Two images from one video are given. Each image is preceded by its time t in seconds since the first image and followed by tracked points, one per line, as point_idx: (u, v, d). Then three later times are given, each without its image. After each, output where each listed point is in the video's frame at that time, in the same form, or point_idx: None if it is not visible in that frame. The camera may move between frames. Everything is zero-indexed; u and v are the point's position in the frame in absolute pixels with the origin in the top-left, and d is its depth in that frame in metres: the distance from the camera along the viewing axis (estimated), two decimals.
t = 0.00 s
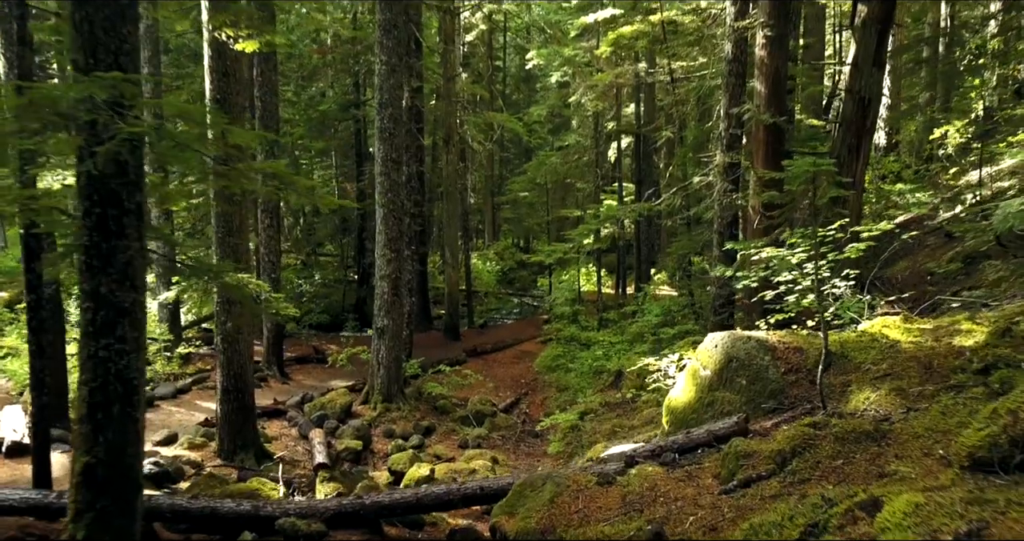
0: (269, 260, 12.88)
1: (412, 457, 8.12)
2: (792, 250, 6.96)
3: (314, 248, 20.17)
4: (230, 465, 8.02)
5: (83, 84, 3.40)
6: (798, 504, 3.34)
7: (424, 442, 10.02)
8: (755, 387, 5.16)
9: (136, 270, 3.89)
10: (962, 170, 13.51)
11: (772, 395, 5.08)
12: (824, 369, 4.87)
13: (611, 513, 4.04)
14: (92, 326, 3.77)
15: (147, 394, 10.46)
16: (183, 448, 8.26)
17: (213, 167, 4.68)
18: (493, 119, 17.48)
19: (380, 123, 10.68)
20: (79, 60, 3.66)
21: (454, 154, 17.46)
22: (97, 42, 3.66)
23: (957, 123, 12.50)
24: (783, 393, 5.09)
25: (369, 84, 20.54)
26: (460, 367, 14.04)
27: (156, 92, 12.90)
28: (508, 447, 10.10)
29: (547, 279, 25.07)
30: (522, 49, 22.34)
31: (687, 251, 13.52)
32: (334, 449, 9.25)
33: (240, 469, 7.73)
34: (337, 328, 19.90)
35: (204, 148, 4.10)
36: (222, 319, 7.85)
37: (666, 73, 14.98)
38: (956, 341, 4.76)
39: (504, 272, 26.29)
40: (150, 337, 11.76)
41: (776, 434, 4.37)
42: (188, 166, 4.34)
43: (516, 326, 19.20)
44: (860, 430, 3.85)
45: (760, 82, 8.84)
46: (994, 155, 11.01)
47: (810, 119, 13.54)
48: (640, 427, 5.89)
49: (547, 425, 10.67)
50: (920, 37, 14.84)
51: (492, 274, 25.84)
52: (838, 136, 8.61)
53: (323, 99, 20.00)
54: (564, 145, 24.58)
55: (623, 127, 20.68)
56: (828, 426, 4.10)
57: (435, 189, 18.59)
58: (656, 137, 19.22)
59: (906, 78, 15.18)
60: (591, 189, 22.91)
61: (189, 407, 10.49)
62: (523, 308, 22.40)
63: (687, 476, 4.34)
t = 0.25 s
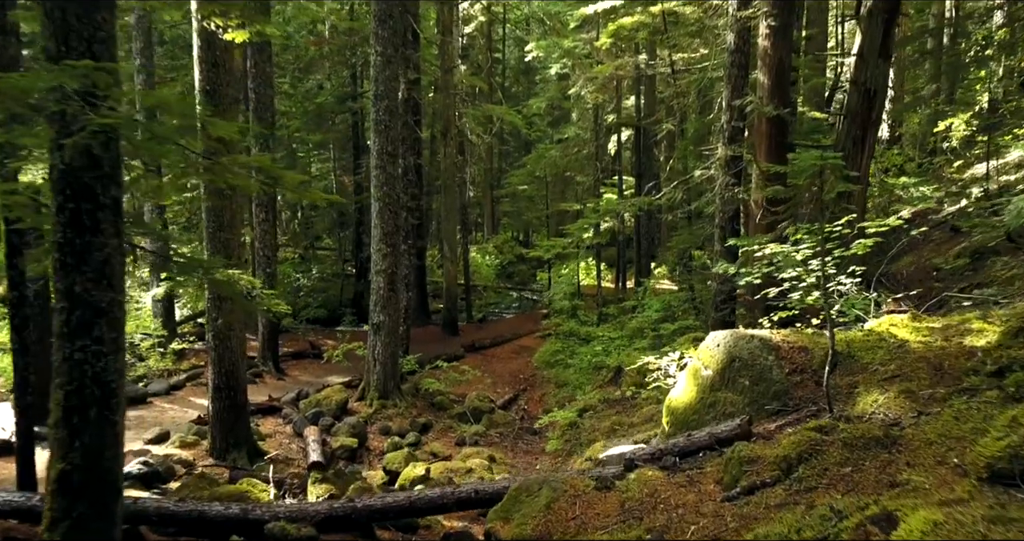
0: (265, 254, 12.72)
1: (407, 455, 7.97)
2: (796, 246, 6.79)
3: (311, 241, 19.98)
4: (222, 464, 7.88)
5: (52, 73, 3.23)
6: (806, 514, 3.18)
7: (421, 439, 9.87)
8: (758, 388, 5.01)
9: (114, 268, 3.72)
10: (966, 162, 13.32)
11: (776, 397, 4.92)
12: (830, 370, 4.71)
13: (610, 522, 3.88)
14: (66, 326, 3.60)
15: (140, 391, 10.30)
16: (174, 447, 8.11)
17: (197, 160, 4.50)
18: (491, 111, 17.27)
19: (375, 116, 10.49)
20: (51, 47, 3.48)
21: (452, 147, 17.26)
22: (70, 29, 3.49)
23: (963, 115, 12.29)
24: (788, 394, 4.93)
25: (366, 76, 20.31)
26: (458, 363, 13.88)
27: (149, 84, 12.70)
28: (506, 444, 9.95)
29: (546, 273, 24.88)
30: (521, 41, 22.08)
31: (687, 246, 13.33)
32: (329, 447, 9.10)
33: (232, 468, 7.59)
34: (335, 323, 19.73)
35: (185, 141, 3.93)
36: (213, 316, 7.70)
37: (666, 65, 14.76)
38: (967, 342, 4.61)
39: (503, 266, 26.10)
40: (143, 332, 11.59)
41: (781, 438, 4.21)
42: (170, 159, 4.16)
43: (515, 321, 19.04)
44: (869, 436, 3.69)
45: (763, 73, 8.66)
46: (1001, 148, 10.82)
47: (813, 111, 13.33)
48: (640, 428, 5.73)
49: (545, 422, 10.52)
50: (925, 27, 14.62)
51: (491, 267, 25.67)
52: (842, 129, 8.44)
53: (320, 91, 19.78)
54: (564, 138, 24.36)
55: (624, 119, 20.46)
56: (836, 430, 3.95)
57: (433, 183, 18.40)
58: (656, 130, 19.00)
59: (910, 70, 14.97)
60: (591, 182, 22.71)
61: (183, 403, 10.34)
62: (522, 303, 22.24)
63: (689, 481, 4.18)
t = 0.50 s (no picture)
0: (259, 250, 12.54)
1: (402, 456, 7.84)
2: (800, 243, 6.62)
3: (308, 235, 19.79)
4: (214, 464, 7.73)
5: (18, 63, 3.05)
6: (817, 528, 3.01)
7: (417, 437, 9.73)
8: (762, 390, 4.85)
9: (90, 268, 3.55)
10: (972, 156, 13.11)
11: (781, 399, 4.76)
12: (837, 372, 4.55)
13: (608, 532, 3.71)
14: (38, 329, 3.44)
15: (133, 389, 10.14)
16: (165, 447, 7.96)
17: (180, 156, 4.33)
18: (489, 104, 17.05)
19: (371, 109, 10.29)
20: (20, 37, 3.31)
21: (450, 140, 17.05)
22: (39, 17, 3.31)
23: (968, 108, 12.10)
24: (793, 397, 4.77)
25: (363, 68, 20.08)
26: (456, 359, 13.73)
27: (142, 77, 12.48)
28: (503, 443, 9.79)
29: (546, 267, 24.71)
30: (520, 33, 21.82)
31: (688, 240, 13.15)
32: (324, 446, 8.96)
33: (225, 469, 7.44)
34: (332, 317, 19.58)
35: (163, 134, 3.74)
36: (203, 313, 7.53)
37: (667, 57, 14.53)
38: (979, 342, 4.48)
39: (502, 260, 25.90)
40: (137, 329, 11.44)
41: (786, 444, 4.05)
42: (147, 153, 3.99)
43: (514, 316, 18.89)
44: (880, 444, 3.53)
45: (766, 65, 8.47)
46: (1007, 141, 10.63)
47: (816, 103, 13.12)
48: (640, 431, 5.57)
49: (543, 420, 10.38)
50: (929, 18, 14.40)
51: (490, 262, 25.49)
52: (847, 122, 8.26)
53: (317, 84, 19.52)
54: (563, 131, 24.13)
55: (624, 112, 20.22)
56: (844, 437, 3.79)
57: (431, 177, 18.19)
58: (656, 123, 18.78)
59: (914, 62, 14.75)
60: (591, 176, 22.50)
61: (176, 401, 10.18)
62: (521, 298, 22.07)
63: (691, 489, 4.02)
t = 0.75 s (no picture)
0: (254, 246, 12.35)
1: (396, 457, 7.67)
2: (805, 240, 6.44)
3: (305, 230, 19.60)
4: (205, 465, 7.57)
5: None
6: None
7: (413, 437, 9.57)
8: (766, 394, 4.68)
9: (60, 269, 3.38)
10: (976, 150, 12.92)
11: (786, 403, 4.59)
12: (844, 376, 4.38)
13: None
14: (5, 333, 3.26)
15: (124, 388, 9.98)
16: (155, 448, 7.80)
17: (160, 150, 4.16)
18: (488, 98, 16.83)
19: (366, 102, 10.08)
20: None
21: (448, 134, 16.83)
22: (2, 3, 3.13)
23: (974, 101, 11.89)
24: (798, 401, 4.60)
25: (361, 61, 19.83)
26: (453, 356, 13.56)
27: (133, 69, 12.27)
28: (501, 442, 9.63)
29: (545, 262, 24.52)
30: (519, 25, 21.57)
31: (688, 236, 12.96)
32: (318, 446, 8.81)
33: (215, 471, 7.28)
34: (330, 313, 19.41)
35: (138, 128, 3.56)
36: (193, 311, 7.34)
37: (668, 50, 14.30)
38: (992, 345, 4.31)
39: (501, 255, 25.72)
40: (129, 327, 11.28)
41: (792, 451, 3.88)
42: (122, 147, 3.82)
43: (512, 312, 18.72)
44: (892, 453, 3.36)
45: (769, 57, 8.28)
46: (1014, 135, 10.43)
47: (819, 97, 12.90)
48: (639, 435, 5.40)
49: (542, 419, 10.22)
50: (935, 10, 14.17)
51: (489, 256, 25.31)
52: (852, 115, 8.06)
53: (313, 77, 19.30)
54: (563, 125, 23.90)
55: (624, 106, 20.01)
56: (853, 445, 3.62)
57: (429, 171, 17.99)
58: (657, 117, 18.56)
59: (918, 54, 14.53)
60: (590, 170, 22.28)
61: (168, 400, 10.02)
62: (520, 293, 21.90)
63: (692, 498, 3.85)
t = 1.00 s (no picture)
0: (249, 242, 12.18)
1: (391, 459, 7.51)
2: (809, 237, 6.27)
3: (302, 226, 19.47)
4: (195, 467, 7.41)
5: None
6: None
7: (410, 436, 9.42)
8: (770, 398, 4.51)
9: (30, 270, 3.22)
10: (979, 144, 12.77)
11: (791, 408, 4.43)
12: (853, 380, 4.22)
13: None
14: None
15: (116, 387, 9.84)
16: (145, 450, 7.65)
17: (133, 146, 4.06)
18: (487, 92, 16.65)
19: (360, 95, 9.87)
20: None
21: (446, 128, 16.64)
22: None
23: (979, 94, 11.72)
24: (804, 406, 4.42)
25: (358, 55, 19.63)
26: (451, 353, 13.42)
27: (126, 63, 12.08)
28: (499, 442, 9.47)
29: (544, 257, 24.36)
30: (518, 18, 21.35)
31: (689, 231, 12.79)
32: (312, 447, 8.65)
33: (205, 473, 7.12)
34: (327, 309, 19.28)
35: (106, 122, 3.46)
36: (183, 310, 7.16)
37: (668, 43, 14.10)
38: (1006, 348, 4.16)
39: (501, 249, 25.54)
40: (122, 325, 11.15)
41: (799, 461, 3.71)
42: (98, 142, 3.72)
43: (511, 308, 18.56)
44: (905, 465, 3.21)
45: (772, 50, 8.09)
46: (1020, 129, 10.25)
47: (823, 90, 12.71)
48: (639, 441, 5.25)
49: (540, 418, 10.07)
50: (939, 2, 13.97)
51: (488, 252, 25.15)
52: (858, 109, 7.87)
53: (310, 71, 19.11)
54: (563, 120, 23.70)
55: (624, 99, 19.80)
56: (863, 456, 3.45)
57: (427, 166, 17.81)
58: (657, 111, 18.37)
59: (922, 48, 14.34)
60: (590, 165, 22.11)
61: (161, 400, 9.87)
62: (520, 289, 21.75)
63: (694, 509, 3.67)
